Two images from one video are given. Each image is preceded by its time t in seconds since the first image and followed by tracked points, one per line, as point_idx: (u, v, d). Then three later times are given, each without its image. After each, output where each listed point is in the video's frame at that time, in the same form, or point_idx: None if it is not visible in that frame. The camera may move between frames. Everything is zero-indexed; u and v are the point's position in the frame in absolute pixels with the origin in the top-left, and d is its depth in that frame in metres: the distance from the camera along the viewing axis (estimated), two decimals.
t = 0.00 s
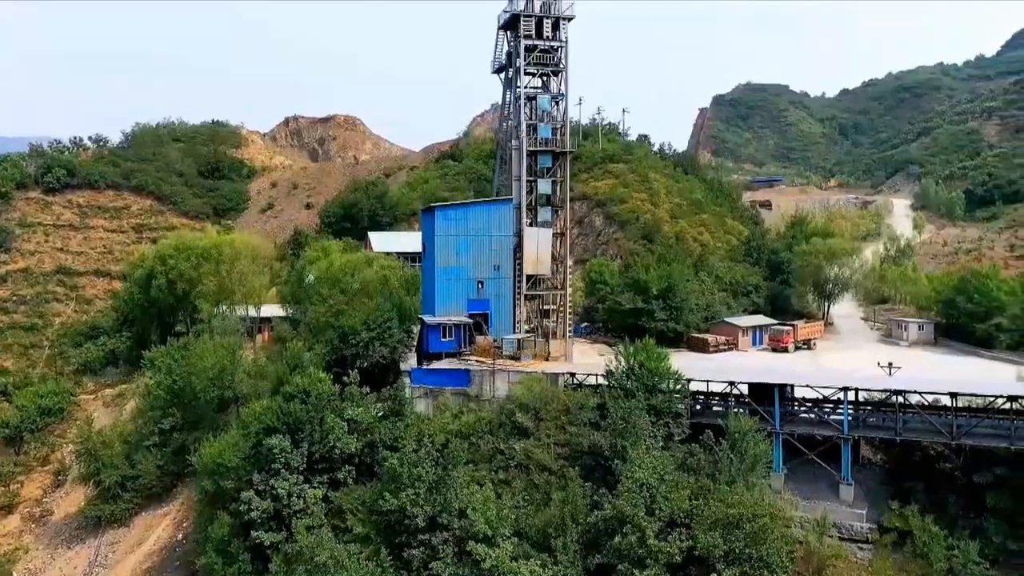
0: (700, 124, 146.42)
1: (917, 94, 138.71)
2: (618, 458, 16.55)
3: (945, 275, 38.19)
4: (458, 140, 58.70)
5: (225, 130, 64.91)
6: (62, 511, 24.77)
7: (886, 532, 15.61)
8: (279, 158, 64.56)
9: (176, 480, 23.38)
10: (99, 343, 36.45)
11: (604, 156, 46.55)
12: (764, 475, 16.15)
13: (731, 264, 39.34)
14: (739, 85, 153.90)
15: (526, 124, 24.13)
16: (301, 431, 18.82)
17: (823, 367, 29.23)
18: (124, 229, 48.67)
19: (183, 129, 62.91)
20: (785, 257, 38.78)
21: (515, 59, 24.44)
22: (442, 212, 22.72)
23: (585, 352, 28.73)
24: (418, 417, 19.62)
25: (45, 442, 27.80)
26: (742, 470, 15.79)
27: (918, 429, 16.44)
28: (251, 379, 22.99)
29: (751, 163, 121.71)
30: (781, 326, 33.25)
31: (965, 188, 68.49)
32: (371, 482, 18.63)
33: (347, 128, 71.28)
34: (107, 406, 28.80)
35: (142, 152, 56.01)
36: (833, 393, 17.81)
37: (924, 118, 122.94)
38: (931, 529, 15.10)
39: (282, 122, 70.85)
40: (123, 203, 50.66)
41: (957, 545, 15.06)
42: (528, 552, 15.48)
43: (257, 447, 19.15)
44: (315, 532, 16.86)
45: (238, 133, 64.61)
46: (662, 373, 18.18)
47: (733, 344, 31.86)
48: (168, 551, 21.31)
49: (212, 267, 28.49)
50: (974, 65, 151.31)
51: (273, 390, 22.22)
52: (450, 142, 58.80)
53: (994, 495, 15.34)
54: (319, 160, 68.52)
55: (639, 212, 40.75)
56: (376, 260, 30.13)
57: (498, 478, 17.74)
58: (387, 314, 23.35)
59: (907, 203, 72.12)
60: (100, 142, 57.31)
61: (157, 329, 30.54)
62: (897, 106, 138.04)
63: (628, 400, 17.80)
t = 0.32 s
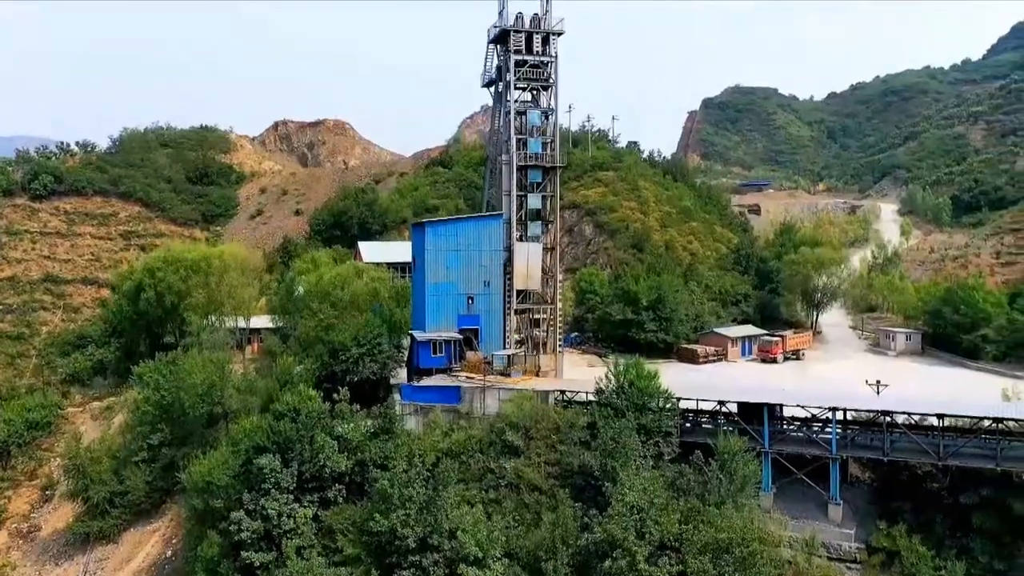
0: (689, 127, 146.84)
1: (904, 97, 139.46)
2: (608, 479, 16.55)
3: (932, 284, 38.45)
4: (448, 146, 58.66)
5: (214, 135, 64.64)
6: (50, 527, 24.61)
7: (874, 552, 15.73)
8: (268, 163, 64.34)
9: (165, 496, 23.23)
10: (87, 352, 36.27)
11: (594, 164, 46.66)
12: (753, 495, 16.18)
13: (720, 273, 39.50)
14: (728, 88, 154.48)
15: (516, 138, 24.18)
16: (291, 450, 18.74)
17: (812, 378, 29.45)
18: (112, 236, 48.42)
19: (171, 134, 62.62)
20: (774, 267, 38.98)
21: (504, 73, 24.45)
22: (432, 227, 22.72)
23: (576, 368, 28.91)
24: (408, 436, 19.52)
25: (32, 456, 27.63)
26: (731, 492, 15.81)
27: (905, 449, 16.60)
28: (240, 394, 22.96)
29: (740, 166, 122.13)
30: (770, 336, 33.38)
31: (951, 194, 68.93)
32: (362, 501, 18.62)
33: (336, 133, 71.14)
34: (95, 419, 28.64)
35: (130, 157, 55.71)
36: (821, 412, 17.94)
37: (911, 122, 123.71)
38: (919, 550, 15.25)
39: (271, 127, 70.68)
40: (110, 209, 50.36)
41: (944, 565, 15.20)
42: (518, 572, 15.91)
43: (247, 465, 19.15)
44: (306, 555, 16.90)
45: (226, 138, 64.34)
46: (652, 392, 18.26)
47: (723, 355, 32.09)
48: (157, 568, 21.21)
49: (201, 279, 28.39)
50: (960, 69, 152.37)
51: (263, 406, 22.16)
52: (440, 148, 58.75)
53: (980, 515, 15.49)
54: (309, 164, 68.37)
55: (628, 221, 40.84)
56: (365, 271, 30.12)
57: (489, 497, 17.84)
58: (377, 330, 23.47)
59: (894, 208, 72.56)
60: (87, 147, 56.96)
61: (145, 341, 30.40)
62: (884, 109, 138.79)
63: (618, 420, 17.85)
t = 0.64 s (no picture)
0: (688, 129, 146.90)
1: (902, 99, 139.40)
2: (608, 499, 16.60)
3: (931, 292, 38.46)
4: (447, 152, 58.64)
5: (213, 140, 64.62)
6: (50, 540, 24.60)
7: (873, 572, 15.76)
8: (267, 168, 64.33)
9: (165, 510, 23.21)
10: (87, 362, 36.31)
11: (593, 171, 46.66)
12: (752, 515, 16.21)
13: (718, 281, 39.53)
14: (727, 90, 154.53)
15: (516, 152, 24.21)
16: (291, 468, 18.76)
17: (811, 389, 29.53)
18: (111, 243, 48.46)
19: (170, 140, 62.61)
20: (773, 275, 38.99)
21: (504, 87, 24.48)
22: (431, 242, 22.70)
23: (575, 383, 29.01)
24: (408, 453, 19.50)
25: (32, 469, 27.61)
26: (731, 511, 15.86)
27: (904, 469, 16.65)
28: (240, 409, 22.99)
29: (739, 169, 122.15)
30: (769, 346, 33.31)
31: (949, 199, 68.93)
32: (361, 519, 18.67)
33: (336, 138, 71.13)
34: (94, 431, 28.65)
35: (129, 164, 55.70)
36: (821, 430, 18.01)
37: (909, 125, 123.68)
38: (918, 571, 15.27)
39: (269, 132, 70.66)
40: (109, 216, 50.37)
41: None
42: None
43: (247, 482, 19.20)
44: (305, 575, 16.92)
45: (226, 143, 64.29)
46: (651, 410, 18.29)
47: (722, 365, 32.14)
48: None
49: (201, 291, 28.42)
50: (959, 71, 152.34)
51: (263, 420, 22.23)
52: (439, 154, 58.73)
53: (979, 535, 15.54)
54: (308, 170, 68.40)
55: (627, 230, 40.87)
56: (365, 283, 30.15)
57: (488, 516, 17.89)
58: (377, 343, 23.55)
59: (893, 214, 72.54)
60: (86, 153, 56.96)
61: (145, 352, 30.33)
62: (883, 112, 138.78)
63: (617, 439, 17.89)
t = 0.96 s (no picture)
0: (687, 132, 146.97)
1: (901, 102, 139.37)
2: (608, 524, 16.66)
3: (930, 303, 38.52)
4: (446, 159, 58.64)
5: (212, 146, 64.60)
6: (49, 557, 24.57)
7: None
8: (267, 174, 64.34)
9: (165, 527, 23.19)
10: (87, 374, 36.33)
11: (592, 180, 46.69)
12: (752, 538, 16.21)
13: (717, 291, 39.57)
14: (726, 93, 154.61)
15: (515, 169, 24.24)
16: (290, 490, 18.81)
17: (810, 402, 29.58)
18: (110, 251, 48.48)
19: (169, 146, 62.60)
20: (772, 285, 39.02)
21: (503, 103, 24.50)
22: (430, 260, 22.74)
23: (574, 398, 28.92)
24: (407, 472, 19.53)
25: (32, 484, 27.57)
26: (730, 536, 15.90)
27: (903, 492, 16.69)
28: (240, 427, 23.03)
29: (738, 172, 122.17)
30: (769, 357, 33.30)
31: (948, 206, 68.94)
32: (361, 540, 18.70)
33: (335, 144, 71.14)
34: (94, 445, 28.64)
35: (128, 171, 55.70)
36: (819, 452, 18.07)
37: (908, 128, 123.71)
38: None
39: (269, 137, 70.67)
40: (109, 224, 50.38)
41: None
42: None
43: (247, 502, 19.25)
44: None
45: (225, 149, 64.23)
46: (651, 432, 18.35)
47: (722, 376, 32.21)
48: None
49: (201, 305, 28.45)
50: (958, 74, 152.34)
51: (263, 439, 22.58)
52: (438, 161, 58.73)
53: (978, 559, 15.59)
54: (307, 176, 68.46)
55: (626, 240, 40.90)
56: (364, 297, 30.21)
57: (488, 538, 17.89)
58: (377, 361, 23.64)
59: (892, 219, 72.55)
60: (85, 160, 56.96)
61: (144, 364, 30.34)
62: (882, 115, 138.75)
63: (617, 462, 17.95)
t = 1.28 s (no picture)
0: (685, 133, 147.02)
1: (899, 104, 139.45)
2: (607, 542, 16.69)
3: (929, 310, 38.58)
4: (446, 163, 58.66)
5: (211, 150, 64.56)
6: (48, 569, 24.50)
7: None
8: (266, 178, 64.34)
9: (164, 539, 23.12)
10: (85, 382, 36.29)
11: (591, 187, 46.72)
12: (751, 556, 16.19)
13: (716, 298, 39.60)
14: (725, 95, 154.72)
15: (514, 181, 24.25)
16: (290, 505, 18.84)
17: (809, 411, 29.62)
18: (109, 257, 48.47)
19: (168, 151, 62.55)
20: (770, 292, 39.05)
21: (502, 115, 24.51)
22: (429, 272, 22.72)
23: (571, 410, 28.88)
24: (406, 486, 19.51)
25: (32, 494, 27.57)
26: (729, 554, 15.90)
27: (902, 510, 16.71)
28: (239, 440, 23.01)
29: (737, 174, 122.18)
30: (768, 366, 33.31)
31: (947, 210, 68.95)
32: (360, 556, 18.68)
33: (334, 147, 71.12)
34: (93, 455, 28.60)
35: (127, 176, 55.64)
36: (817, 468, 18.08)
37: (907, 131, 123.75)
38: None
39: (268, 141, 70.66)
40: (107, 230, 50.37)
41: None
42: None
43: (246, 516, 19.25)
44: None
45: (224, 153, 64.15)
46: (649, 448, 18.36)
47: (720, 386, 32.26)
48: None
49: (200, 315, 28.45)
50: (957, 76, 152.50)
51: (262, 452, 22.59)
52: (437, 166, 58.74)
53: None
54: (306, 180, 68.47)
55: (625, 247, 40.90)
56: (364, 307, 30.23)
57: (488, 554, 17.88)
58: (375, 374, 23.65)
59: (891, 223, 72.62)
60: (84, 165, 56.93)
61: (143, 373, 30.27)
62: (881, 117, 138.79)
63: (616, 478, 17.98)
